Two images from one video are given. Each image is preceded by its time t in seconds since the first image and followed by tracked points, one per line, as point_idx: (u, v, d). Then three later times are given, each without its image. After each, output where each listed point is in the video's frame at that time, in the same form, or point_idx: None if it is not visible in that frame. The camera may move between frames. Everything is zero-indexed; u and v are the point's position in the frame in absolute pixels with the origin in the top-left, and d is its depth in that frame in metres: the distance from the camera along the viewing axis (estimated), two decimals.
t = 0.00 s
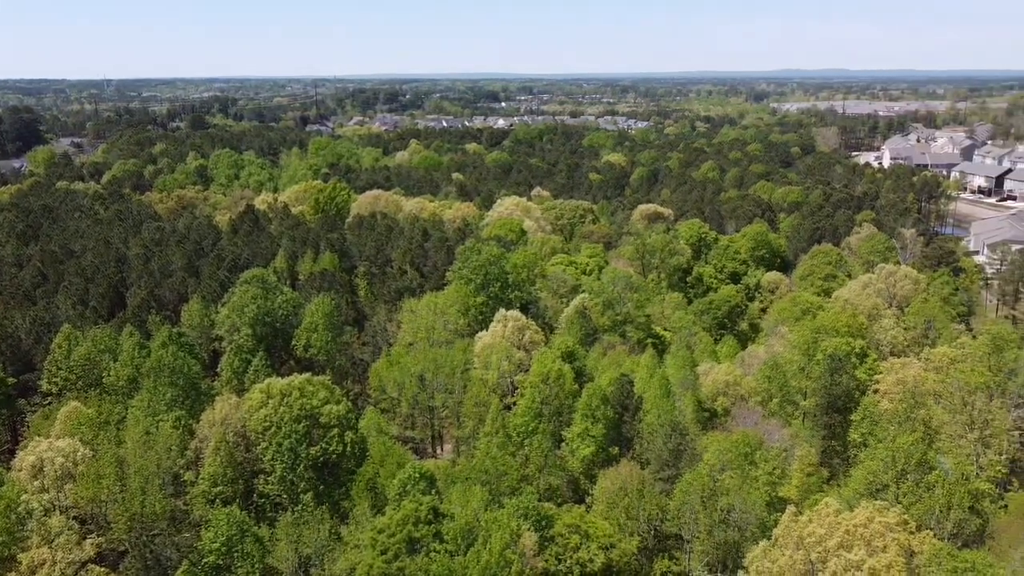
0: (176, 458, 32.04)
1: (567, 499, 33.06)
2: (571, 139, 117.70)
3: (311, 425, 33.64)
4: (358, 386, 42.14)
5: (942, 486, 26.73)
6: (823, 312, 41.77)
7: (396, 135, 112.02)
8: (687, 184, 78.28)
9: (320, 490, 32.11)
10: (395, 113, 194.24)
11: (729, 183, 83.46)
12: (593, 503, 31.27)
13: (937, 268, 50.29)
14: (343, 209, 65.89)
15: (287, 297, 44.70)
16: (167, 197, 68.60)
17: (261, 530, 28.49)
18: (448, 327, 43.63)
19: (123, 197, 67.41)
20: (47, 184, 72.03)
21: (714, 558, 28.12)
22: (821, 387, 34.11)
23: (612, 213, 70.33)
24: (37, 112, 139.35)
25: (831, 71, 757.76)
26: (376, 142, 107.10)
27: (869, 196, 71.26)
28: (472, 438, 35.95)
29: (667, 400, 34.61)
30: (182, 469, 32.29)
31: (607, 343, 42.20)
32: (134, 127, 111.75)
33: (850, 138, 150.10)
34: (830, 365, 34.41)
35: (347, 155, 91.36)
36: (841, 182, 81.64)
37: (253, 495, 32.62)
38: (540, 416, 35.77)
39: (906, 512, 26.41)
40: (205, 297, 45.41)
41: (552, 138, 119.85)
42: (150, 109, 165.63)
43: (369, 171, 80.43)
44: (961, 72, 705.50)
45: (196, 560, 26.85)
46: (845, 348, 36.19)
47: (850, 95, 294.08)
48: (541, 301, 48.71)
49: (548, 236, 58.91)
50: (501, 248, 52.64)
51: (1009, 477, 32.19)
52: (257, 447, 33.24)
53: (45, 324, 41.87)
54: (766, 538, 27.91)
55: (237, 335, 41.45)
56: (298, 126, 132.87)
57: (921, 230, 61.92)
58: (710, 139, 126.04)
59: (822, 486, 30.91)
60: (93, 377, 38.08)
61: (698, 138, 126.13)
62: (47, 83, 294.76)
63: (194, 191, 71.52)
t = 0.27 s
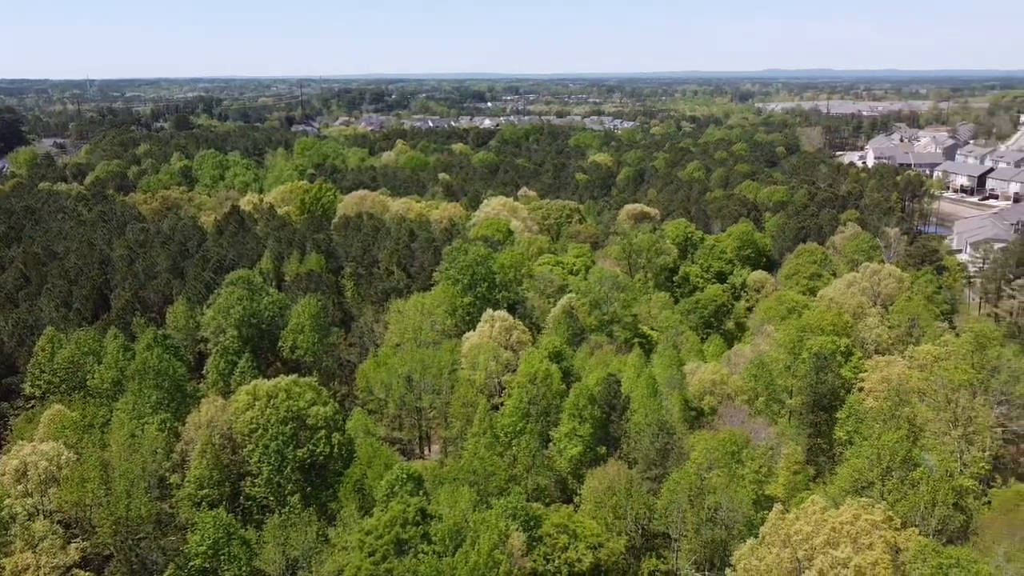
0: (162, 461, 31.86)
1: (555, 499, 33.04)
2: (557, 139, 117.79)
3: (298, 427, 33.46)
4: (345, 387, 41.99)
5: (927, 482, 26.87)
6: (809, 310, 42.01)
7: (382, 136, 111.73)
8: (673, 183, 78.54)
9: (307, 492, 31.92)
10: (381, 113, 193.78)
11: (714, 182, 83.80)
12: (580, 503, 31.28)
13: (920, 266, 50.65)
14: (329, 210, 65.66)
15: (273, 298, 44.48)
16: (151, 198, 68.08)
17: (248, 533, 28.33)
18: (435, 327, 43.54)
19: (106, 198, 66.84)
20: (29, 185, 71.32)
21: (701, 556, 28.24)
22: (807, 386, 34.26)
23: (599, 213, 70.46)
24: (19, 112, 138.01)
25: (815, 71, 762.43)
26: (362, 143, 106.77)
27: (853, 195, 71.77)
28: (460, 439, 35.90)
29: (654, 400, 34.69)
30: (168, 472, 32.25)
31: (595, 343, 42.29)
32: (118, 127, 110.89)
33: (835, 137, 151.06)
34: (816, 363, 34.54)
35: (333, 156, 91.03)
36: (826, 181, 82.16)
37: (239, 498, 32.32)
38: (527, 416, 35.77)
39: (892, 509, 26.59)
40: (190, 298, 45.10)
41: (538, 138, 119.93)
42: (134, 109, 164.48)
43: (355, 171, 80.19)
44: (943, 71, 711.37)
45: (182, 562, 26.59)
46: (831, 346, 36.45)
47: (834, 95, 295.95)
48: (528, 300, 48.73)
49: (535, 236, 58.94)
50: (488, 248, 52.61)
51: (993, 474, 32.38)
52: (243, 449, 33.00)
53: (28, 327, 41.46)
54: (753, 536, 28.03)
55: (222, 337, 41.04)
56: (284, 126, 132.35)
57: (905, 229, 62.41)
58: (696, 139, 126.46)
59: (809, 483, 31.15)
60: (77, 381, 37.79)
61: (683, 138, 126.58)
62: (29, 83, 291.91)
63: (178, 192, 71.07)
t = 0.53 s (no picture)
0: (149, 464, 31.68)
1: (544, 499, 33.18)
2: (545, 139, 117.87)
3: (286, 429, 33.32)
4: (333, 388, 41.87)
5: (914, 480, 27.06)
6: (796, 310, 42.22)
7: (370, 136, 111.45)
8: (661, 183, 78.76)
9: (295, 494, 31.80)
10: (369, 113, 193.37)
11: (702, 182, 84.10)
12: (569, 503, 31.32)
13: (906, 265, 50.96)
14: (317, 210, 65.38)
15: (261, 299, 44.26)
16: (137, 199, 67.63)
17: (236, 536, 28.17)
18: (424, 328, 43.46)
19: (91, 199, 66.33)
20: (13, 186, 70.69)
21: (691, 555, 28.24)
22: (794, 384, 34.33)
23: (587, 213, 70.57)
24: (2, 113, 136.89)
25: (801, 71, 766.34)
26: (350, 143, 106.46)
27: (840, 194, 72.21)
28: (449, 440, 35.84)
29: (643, 399, 34.77)
30: (155, 476, 31.99)
31: (583, 343, 42.39)
32: (103, 128, 110.11)
33: (821, 137, 151.93)
34: (803, 362, 34.68)
35: (320, 156, 90.75)
36: (812, 181, 82.61)
37: (227, 500, 32.05)
38: (517, 416, 35.75)
39: (879, 507, 26.81)
40: (177, 300, 44.82)
41: (526, 138, 119.99)
42: (120, 109, 163.54)
43: (342, 172, 79.96)
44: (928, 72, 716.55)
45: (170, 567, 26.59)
46: (818, 345, 36.67)
47: (820, 95, 297.64)
48: (517, 301, 48.73)
49: (523, 236, 58.95)
50: (476, 248, 52.56)
51: (978, 471, 32.33)
52: (231, 452, 32.78)
53: (12, 329, 41.11)
54: (742, 534, 28.04)
55: (210, 338, 40.71)
56: (271, 127, 131.94)
57: (890, 228, 62.81)
58: (683, 138, 126.87)
59: (796, 482, 31.50)
60: (63, 383, 37.49)
61: (671, 138, 126.99)
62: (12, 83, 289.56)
63: (164, 193, 70.61)
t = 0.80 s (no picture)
0: (132, 468, 31.38)
1: (530, 499, 33.37)
2: (529, 140, 117.90)
3: (271, 431, 33.04)
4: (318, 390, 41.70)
5: (896, 477, 27.34)
6: (779, 308, 42.51)
7: (354, 136, 111.03)
8: (645, 183, 78.97)
9: (279, 496, 31.56)
10: (353, 113, 192.80)
11: (686, 182, 84.43)
12: (555, 503, 31.21)
13: (888, 263, 51.37)
14: (301, 211, 65.00)
15: (244, 301, 43.96)
16: (118, 200, 67.01)
17: (221, 539, 27.99)
18: (409, 329, 43.35)
19: (72, 200, 65.64)
20: None
21: (677, 554, 28.37)
22: (778, 383, 34.86)
23: (572, 212, 70.63)
24: None
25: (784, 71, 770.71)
26: (334, 143, 106.02)
27: (822, 193, 72.73)
28: (434, 441, 35.75)
29: (628, 398, 34.80)
30: (139, 479, 31.82)
31: (568, 343, 42.47)
32: (83, 128, 109.03)
33: (803, 137, 152.91)
34: (786, 361, 35.15)
35: (304, 156, 90.33)
36: (795, 180, 83.14)
37: (212, 503, 31.88)
38: (502, 416, 35.77)
39: (862, 504, 27.11)
40: (159, 302, 44.44)
41: (510, 138, 120.01)
42: (100, 110, 162.09)
43: (327, 172, 79.59)
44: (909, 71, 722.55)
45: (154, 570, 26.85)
46: (801, 343, 36.95)
47: (803, 94, 299.66)
48: (502, 301, 48.71)
49: (508, 236, 58.92)
50: (461, 249, 52.46)
51: (959, 467, 32.04)
52: (215, 455, 32.51)
53: None
54: (727, 532, 28.15)
55: (193, 341, 40.38)
56: (254, 127, 131.19)
57: (872, 227, 63.30)
58: (667, 138, 127.26)
59: (780, 479, 31.51)
60: (44, 387, 37.03)
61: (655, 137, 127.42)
62: None
63: (146, 194, 70.01)
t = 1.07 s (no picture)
0: (117, 471, 31.15)
1: (518, 499, 33.19)
2: (516, 139, 117.80)
3: (257, 433, 32.82)
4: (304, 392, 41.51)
5: (882, 474, 27.50)
6: (765, 307, 42.68)
7: (339, 136, 110.58)
8: (631, 183, 79.12)
9: (266, 499, 31.38)
10: (338, 113, 192.18)
11: (672, 181, 84.64)
12: (543, 503, 31.34)
13: (872, 262, 51.73)
14: (286, 211, 64.65)
15: (229, 303, 43.68)
16: (101, 201, 66.44)
17: (207, 542, 27.81)
18: (396, 329, 43.18)
19: (54, 202, 65.00)
20: None
21: (664, 552, 28.43)
22: (764, 381, 34.93)
23: (558, 212, 70.66)
24: None
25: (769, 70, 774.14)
26: (319, 143, 105.53)
27: (807, 192, 73.10)
28: (422, 442, 35.69)
29: (615, 398, 34.86)
30: (123, 483, 31.64)
31: (555, 343, 42.53)
32: (66, 129, 108.04)
33: (788, 136, 153.74)
34: (773, 360, 35.33)
35: (290, 157, 89.86)
36: (780, 179, 83.52)
37: (198, 506, 31.69)
38: (490, 416, 35.67)
39: (848, 501, 27.29)
40: (144, 304, 44.10)
41: (496, 138, 119.91)
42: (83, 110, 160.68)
43: (312, 172, 79.24)
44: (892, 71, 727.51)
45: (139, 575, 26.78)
46: (787, 342, 37.15)
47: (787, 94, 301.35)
48: (489, 301, 48.67)
49: (495, 236, 58.90)
50: (447, 249, 52.34)
51: (943, 464, 31.97)
52: (201, 457, 32.25)
53: None
54: (714, 530, 28.28)
55: (178, 343, 40.09)
56: (239, 128, 130.42)
57: (856, 226, 63.75)
58: (653, 138, 127.52)
59: (767, 477, 31.74)
60: (27, 390, 36.68)
61: (640, 137, 127.71)
62: None
63: (130, 195, 69.44)
